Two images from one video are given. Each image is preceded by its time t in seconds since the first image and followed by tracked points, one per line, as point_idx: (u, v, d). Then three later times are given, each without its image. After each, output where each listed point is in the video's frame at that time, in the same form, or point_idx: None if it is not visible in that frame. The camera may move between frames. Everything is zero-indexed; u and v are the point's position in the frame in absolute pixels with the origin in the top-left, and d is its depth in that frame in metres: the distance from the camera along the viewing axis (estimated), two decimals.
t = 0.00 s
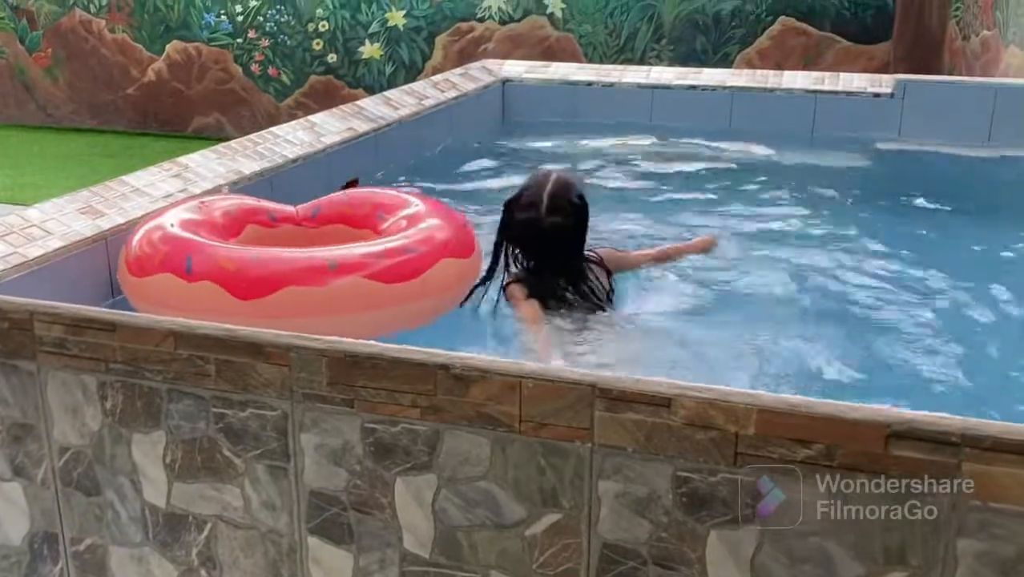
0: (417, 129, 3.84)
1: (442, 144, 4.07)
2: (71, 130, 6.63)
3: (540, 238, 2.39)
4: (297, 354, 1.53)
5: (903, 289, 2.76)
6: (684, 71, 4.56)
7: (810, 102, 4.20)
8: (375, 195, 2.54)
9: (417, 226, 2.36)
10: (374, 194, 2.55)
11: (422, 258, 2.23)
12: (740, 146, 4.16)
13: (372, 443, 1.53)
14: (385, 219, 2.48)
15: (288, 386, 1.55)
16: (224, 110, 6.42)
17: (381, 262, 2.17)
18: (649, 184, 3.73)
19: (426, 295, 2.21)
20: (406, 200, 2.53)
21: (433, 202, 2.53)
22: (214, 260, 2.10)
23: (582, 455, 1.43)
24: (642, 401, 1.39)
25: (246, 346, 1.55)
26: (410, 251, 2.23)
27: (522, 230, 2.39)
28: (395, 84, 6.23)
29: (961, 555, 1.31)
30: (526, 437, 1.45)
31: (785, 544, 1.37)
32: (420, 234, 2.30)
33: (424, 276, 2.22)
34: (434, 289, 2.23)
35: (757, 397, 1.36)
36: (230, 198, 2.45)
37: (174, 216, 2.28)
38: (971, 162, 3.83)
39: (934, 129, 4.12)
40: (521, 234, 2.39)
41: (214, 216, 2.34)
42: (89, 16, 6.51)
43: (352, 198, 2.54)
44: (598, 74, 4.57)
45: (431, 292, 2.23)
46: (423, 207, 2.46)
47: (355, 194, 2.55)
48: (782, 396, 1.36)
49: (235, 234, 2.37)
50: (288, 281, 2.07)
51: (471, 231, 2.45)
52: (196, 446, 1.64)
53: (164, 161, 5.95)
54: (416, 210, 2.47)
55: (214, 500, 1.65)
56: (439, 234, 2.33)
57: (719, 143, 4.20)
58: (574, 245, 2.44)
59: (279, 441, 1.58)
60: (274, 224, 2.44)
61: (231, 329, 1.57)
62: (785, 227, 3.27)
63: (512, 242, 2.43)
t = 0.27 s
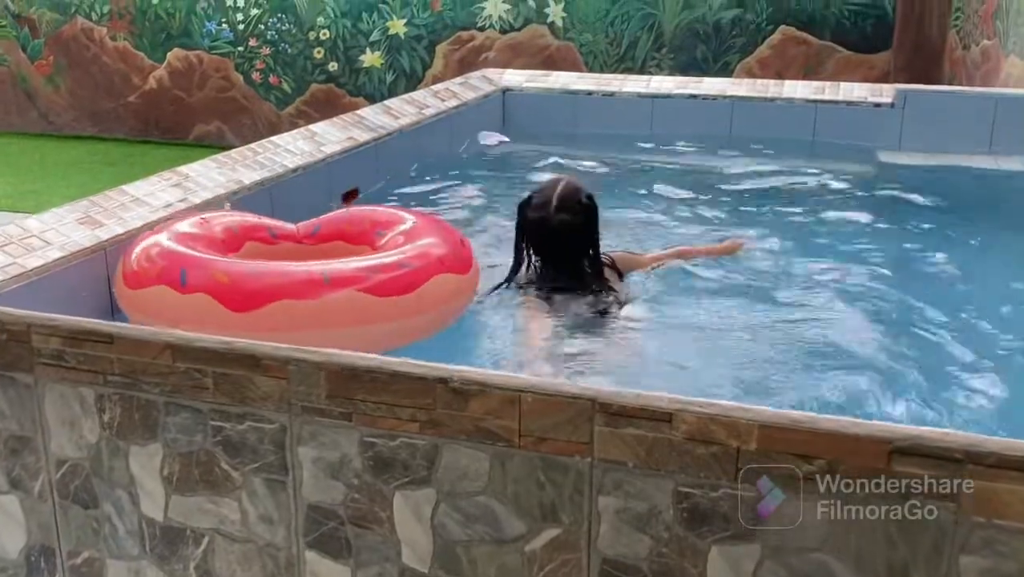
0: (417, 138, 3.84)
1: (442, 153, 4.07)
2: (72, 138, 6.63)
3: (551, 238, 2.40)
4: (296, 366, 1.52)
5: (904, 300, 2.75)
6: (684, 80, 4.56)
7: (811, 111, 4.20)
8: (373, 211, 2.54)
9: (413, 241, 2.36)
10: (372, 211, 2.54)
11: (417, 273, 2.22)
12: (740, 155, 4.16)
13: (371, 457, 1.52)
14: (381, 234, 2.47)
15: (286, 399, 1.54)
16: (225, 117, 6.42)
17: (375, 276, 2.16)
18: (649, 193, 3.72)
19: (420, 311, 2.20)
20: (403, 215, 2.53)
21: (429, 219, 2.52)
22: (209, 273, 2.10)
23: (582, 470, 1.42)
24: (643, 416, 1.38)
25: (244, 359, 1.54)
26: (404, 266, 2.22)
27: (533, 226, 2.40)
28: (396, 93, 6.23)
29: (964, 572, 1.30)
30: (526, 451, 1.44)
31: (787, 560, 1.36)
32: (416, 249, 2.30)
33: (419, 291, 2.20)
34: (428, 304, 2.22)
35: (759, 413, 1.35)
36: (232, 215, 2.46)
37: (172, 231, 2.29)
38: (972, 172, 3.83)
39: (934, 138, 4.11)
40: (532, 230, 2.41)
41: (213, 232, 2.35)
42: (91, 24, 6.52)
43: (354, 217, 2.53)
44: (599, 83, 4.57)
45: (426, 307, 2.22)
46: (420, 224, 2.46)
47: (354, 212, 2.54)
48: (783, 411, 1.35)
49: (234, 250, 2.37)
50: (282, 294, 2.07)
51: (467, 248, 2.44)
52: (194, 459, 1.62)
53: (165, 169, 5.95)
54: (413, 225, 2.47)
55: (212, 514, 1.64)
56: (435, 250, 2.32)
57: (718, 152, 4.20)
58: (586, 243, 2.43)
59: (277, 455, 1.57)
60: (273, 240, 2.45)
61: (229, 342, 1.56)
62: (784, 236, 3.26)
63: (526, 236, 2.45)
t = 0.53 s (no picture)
0: (416, 146, 3.83)
1: (441, 161, 4.06)
2: (72, 145, 6.62)
3: (564, 234, 2.46)
4: (291, 380, 1.50)
5: (905, 309, 2.73)
6: (685, 88, 4.55)
7: (812, 120, 4.19)
8: (368, 218, 2.53)
9: (409, 246, 2.35)
10: (368, 218, 2.53)
11: (412, 278, 2.21)
12: (741, 164, 4.14)
13: (367, 471, 1.50)
14: (376, 241, 2.45)
15: (281, 413, 1.52)
16: (225, 125, 6.41)
17: (371, 282, 2.15)
18: (649, 201, 3.71)
19: (417, 315, 2.19)
20: (399, 221, 2.51)
21: (426, 223, 2.51)
22: (203, 286, 2.09)
23: (580, 486, 1.41)
24: (641, 431, 1.36)
25: (239, 372, 1.53)
26: (400, 271, 2.21)
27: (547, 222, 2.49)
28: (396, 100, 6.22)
29: None
30: (524, 466, 1.43)
31: None
32: (412, 254, 2.29)
33: (415, 296, 2.19)
34: (424, 308, 2.21)
35: (759, 429, 1.33)
36: (225, 227, 2.44)
37: (165, 245, 2.27)
38: (974, 180, 3.81)
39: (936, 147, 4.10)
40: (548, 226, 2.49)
41: (207, 245, 2.33)
42: (92, 31, 6.51)
43: (349, 221, 2.52)
44: (599, 91, 4.56)
45: (422, 312, 2.20)
46: (416, 229, 2.45)
47: (350, 220, 2.53)
48: (784, 427, 1.33)
49: (228, 262, 2.35)
50: (277, 303, 2.06)
51: (463, 251, 2.43)
52: (188, 473, 1.61)
53: (166, 176, 5.94)
54: (409, 231, 2.46)
55: (207, 528, 1.62)
56: (431, 254, 2.31)
57: (719, 160, 4.19)
58: (598, 243, 2.49)
59: (273, 469, 1.55)
60: (269, 250, 2.43)
61: (224, 354, 1.55)
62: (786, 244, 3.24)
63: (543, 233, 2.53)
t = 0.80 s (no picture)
0: (415, 153, 3.81)
1: (441, 167, 4.04)
2: (73, 150, 6.61)
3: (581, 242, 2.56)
4: (282, 393, 1.48)
5: (910, 311, 2.71)
6: (685, 95, 4.53)
7: (813, 127, 4.17)
8: (366, 224, 2.51)
9: (406, 255, 2.32)
10: (365, 224, 2.51)
11: (408, 288, 2.19)
12: (741, 171, 4.13)
13: (359, 485, 1.48)
14: (373, 249, 2.43)
15: (272, 426, 1.51)
16: (225, 130, 6.40)
17: (365, 292, 2.12)
18: (649, 207, 3.69)
19: (412, 326, 2.16)
20: (397, 228, 2.49)
21: (424, 231, 2.49)
22: (196, 293, 2.07)
23: (575, 501, 1.38)
24: (637, 446, 1.34)
25: (229, 384, 1.51)
26: (396, 281, 2.18)
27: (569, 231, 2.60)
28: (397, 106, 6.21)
29: None
30: (518, 480, 1.40)
31: None
32: (408, 263, 2.26)
33: (410, 307, 2.17)
34: (420, 318, 2.18)
35: (756, 444, 1.31)
36: (220, 231, 2.43)
37: (160, 250, 2.25)
38: (976, 188, 3.79)
39: (937, 155, 4.08)
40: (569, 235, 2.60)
41: (203, 250, 2.31)
42: (93, 36, 6.50)
43: (346, 226, 2.50)
44: (600, 98, 4.55)
45: (418, 323, 2.18)
46: (413, 236, 2.43)
47: (347, 225, 2.51)
48: (781, 443, 1.31)
49: (222, 266, 2.34)
50: (271, 312, 2.04)
51: (460, 260, 2.41)
52: (178, 485, 1.59)
53: (166, 181, 5.92)
54: (407, 238, 2.43)
55: (197, 541, 1.60)
56: (429, 264, 2.29)
57: (719, 168, 4.17)
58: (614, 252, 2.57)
59: (264, 482, 1.53)
60: (265, 255, 2.41)
61: (215, 366, 1.53)
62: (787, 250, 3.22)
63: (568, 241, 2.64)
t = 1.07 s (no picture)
0: (414, 160, 3.80)
1: (440, 174, 4.03)
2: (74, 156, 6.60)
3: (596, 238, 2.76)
4: (273, 404, 1.47)
5: (911, 318, 2.68)
6: (686, 102, 4.52)
7: (814, 134, 4.16)
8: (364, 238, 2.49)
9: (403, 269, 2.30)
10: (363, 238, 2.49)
11: (405, 301, 2.16)
12: (742, 178, 4.11)
13: (350, 498, 1.46)
14: (370, 262, 2.41)
15: (263, 437, 1.49)
16: (226, 136, 6.39)
17: (361, 303, 2.10)
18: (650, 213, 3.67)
19: (407, 339, 2.14)
20: (395, 242, 2.47)
21: (422, 246, 2.47)
22: (190, 299, 2.05)
23: (568, 515, 1.37)
24: (631, 460, 1.32)
25: (220, 396, 1.49)
26: (392, 293, 2.16)
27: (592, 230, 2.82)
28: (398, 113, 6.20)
29: None
30: (511, 494, 1.38)
31: None
32: (405, 276, 2.24)
33: (406, 320, 2.15)
34: (415, 332, 2.16)
35: (753, 458, 1.29)
36: (217, 237, 2.41)
37: (156, 256, 2.24)
38: (978, 195, 3.77)
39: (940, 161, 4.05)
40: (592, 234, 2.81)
41: (199, 256, 2.30)
42: (94, 42, 6.50)
43: (344, 238, 2.48)
44: (600, 105, 4.54)
45: (413, 336, 2.16)
46: (411, 251, 2.41)
47: (344, 237, 2.49)
48: (778, 457, 1.29)
49: (218, 273, 2.32)
50: (264, 319, 2.02)
51: (457, 274, 2.38)
52: (168, 498, 1.57)
53: (167, 188, 5.91)
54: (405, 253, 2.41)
55: (187, 554, 1.58)
56: (426, 277, 2.26)
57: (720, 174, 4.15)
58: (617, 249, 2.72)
59: (254, 495, 1.51)
60: (260, 265, 2.40)
61: (206, 377, 1.51)
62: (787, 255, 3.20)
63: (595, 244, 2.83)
